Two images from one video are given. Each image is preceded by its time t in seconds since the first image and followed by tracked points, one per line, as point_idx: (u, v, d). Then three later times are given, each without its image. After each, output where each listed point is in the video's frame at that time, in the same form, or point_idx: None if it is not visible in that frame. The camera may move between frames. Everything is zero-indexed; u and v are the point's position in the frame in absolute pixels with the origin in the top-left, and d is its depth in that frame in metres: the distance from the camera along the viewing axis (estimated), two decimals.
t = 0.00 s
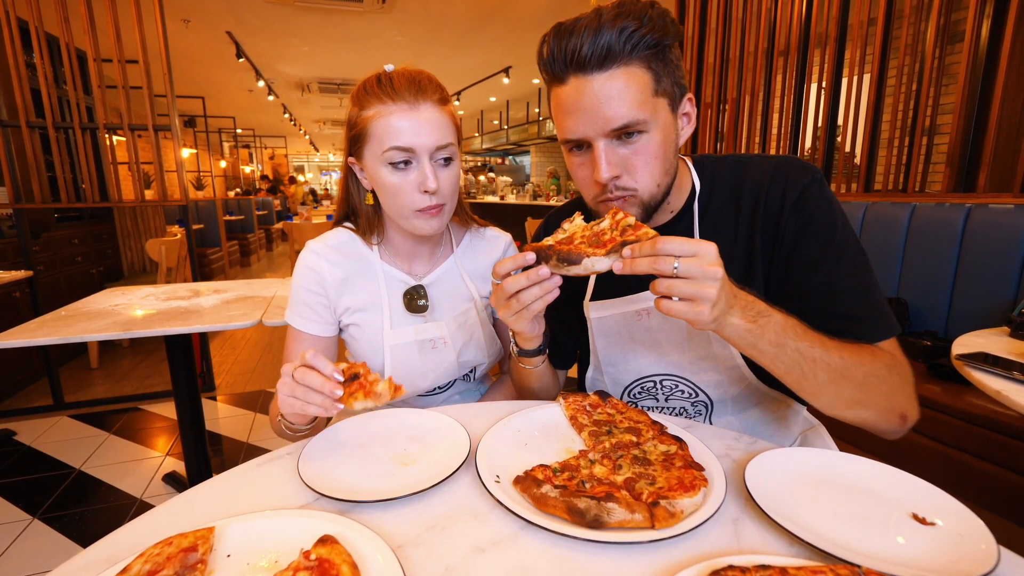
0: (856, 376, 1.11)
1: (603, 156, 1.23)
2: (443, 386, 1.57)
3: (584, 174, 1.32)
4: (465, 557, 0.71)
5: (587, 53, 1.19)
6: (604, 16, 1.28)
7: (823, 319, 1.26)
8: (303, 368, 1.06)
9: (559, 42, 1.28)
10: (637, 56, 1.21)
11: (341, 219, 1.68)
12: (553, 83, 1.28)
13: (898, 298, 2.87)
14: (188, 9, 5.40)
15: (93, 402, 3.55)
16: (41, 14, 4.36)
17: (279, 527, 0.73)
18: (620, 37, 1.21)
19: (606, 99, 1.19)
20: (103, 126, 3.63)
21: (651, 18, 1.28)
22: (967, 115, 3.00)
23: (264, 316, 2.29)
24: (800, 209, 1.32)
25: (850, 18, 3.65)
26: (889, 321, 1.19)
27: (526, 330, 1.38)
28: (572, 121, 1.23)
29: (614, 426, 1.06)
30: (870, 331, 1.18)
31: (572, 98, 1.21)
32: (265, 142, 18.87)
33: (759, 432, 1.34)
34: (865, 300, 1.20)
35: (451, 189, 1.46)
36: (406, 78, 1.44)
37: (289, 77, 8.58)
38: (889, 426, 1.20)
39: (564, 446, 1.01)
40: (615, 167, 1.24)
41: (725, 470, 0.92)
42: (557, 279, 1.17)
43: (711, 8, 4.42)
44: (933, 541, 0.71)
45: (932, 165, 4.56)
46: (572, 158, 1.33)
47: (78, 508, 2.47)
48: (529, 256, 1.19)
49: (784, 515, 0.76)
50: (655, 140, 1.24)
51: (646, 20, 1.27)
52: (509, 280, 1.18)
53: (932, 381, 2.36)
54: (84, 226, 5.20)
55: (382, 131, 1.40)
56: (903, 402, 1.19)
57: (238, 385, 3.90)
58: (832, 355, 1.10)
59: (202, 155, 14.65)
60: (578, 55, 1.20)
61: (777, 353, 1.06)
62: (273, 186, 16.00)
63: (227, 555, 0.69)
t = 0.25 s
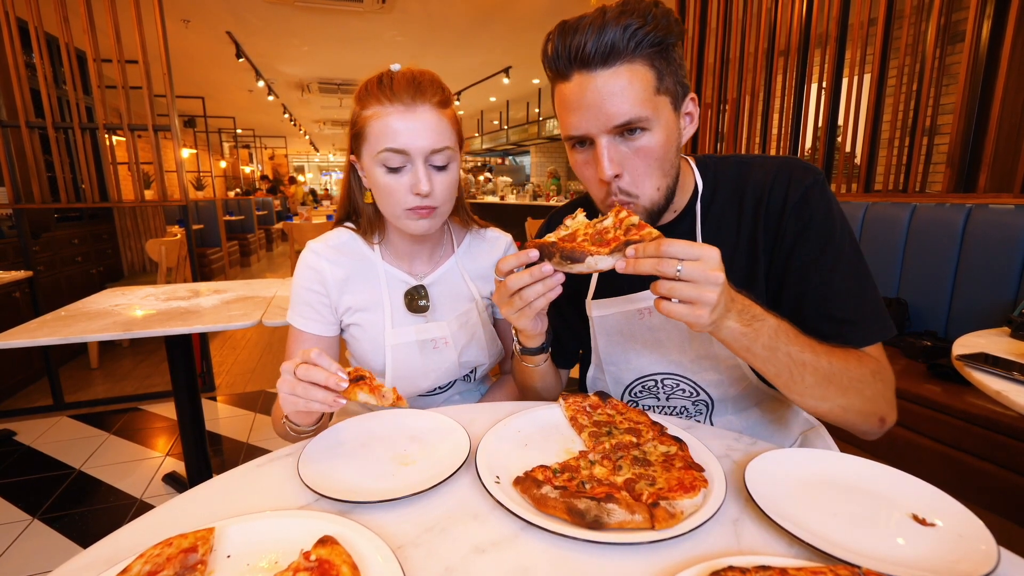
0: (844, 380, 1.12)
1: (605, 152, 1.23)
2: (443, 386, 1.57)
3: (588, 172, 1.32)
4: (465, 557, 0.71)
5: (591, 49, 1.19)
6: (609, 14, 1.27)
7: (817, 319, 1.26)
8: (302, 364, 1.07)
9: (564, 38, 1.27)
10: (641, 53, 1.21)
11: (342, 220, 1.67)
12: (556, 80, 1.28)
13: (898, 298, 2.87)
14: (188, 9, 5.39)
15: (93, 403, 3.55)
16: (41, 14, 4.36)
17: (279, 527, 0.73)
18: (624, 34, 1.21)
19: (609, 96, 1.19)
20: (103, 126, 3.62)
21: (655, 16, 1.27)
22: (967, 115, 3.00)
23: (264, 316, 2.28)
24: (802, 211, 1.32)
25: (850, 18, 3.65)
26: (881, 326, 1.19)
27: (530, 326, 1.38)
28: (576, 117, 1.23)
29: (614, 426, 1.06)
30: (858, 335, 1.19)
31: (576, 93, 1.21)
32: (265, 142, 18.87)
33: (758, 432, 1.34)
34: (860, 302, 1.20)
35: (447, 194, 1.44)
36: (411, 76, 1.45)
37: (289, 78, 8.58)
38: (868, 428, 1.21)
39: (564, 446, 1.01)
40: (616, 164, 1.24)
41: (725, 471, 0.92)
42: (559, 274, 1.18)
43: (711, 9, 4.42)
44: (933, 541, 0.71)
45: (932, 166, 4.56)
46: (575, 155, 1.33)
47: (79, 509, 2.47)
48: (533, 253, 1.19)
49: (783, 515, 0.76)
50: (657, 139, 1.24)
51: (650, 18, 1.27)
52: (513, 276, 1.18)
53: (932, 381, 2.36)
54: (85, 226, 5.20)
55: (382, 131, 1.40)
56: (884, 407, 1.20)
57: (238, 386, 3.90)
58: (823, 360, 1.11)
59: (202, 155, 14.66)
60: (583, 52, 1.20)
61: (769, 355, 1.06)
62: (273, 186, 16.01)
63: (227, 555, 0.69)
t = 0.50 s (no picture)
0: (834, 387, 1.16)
1: (620, 147, 1.24)
2: (450, 393, 1.56)
3: (601, 167, 1.32)
4: (465, 557, 0.71)
5: (609, 47, 1.19)
6: (626, 13, 1.27)
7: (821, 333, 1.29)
8: (358, 214, 1.11)
9: (582, 36, 1.27)
10: (656, 52, 1.22)
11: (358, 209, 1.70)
12: (573, 77, 1.28)
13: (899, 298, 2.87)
14: (187, 9, 5.39)
15: (93, 402, 3.55)
16: (40, 14, 4.36)
17: (279, 527, 0.73)
18: (640, 33, 1.21)
19: (625, 93, 1.19)
20: (103, 126, 3.62)
21: (671, 15, 1.27)
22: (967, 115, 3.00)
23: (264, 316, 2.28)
24: (817, 223, 1.33)
25: (850, 18, 3.64)
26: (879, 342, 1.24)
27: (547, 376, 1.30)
28: (592, 114, 1.24)
29: (614, 426, 1.06)
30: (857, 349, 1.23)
31: (592, 90, 1.22)
32: (265, 142, 18.87)
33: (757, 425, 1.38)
34: (861, 322, 1.25)
35: (448, 171, 1.46)
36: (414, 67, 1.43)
37: (289, 78, 8.58)
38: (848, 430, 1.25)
39: (563, 446, 1.01)
40: (630, 158, 1.24)
41: (725, 470, 0.92)
42: (562, 342, 1.20)
43: (712, 8, 4.42)
44: (933, 541, 0.71)
45: (932, 166, 4.56)
46: (589, 150, 1.33)
47: (78, 509, 2.47)
48: (532, 314, 1.21)
49: (783, 515, 0.76)
50: (669, 135, 1.25)
51: (666, 16, 1.27)
52: (509, 334, 1.20)
53: (932, 381, 2.36)
54: (84, 226, 5.20)
55: (387, 121, 1.39)
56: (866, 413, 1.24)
57: (238, 386, 3.90)
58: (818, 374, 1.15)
59: (202, 155, 14.66)
60: (599, 51, 1.20)
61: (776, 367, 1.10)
62: (273, 186, 16.01)
63: (227, 555, 0.69)
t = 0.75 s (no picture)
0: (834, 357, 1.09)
1: (632, 135, 1.23)
2: (450, 392, 1.57)
3: (610, 157, 1.32)
4: (465, 556, 0.71)
5: (622, 38, 1.19)
6: (636, 6, 1.27)
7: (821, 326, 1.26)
8: (358, 205, 1.12)
9: (592, 28, 1.25)
10: (667, 42, 1.23)
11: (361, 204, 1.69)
12: (583, 66, 1.28)
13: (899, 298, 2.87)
14: (188, 9, 5.39)
15: (93, 402, 3.55)
16: (41, 14, 4.36)
17: (279, 527, 0.73)
18: (655, 23, 1.22)
19: (637, 80, 1.20)
20: (103, 126, 3.62)
21: (678, 8, 1.28)
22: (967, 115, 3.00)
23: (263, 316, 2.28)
24: (812, 216, 1.33)
25: (850, 18, 3.64)
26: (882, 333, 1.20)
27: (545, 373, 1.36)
28: (604, 101, 1.23)
29: (614, 426, 1.06)
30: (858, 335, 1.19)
31: (603, 79, 1.22)
32: (265, 142, 18.87)
33: (758, 424, 1.38)
34: (864, 313, 1.21)
35: (445, 171, 1.47)
36: (410, 67, 1.43)
37: (289, 78, 8.58)
38: (847, 423, 1.20)
39: (563, 446, 1.01)
40: (642, 146, 1.24)
41: (725, 470, 0.92)
42: (556, 346, 1.19)
43: (711, 8, 4.41)
44: (933, 541, 0.71)
45: (932, 165, 4.56)
46: (597, 140, 1.32)
47: (78, 509, 2.47)
48: (526, 318, 1.23)
49: (783, 515, 0.76)
50: (681, 122, 1.25)
51: (674, 7, 1.28)
52: (503, 337, 1.22)
53: (932, 381, 2.36)
54: (85, 226, 5.20)
55: (387, 121, 1.39)
56: (864, 401, 1.18)
57: (238, 386, 3.89)
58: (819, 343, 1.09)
59: (202, 155, 14.66)
60: (611, 39, 1.20)
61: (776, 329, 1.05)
62: (273, 186, 16.01)
63: (227, 555, 0.69)
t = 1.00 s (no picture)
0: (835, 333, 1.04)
1: (640, 117, 1.24)
2: (450, 392, 1.57)
3: (615, 144, 1.30)
4: (465, 556, 0.71)
5: (630, 26, 1.22)
6: None
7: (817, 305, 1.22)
8: (359, 208, 1.12)
9: (599, 18, 1.26)
10: (673, 33, 1.26)
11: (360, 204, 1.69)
12: (591, 54, 1.28)
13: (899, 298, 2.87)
14: (188, 10, 5.40)
15: (93, 402, 3.55)
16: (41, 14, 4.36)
17: (279, 527, 0.73)
18: (666, 15, 1.25)
19: (646, 64, 1.21)
20: (103, 126, 3.62)
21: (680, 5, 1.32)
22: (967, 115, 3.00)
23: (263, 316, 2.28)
24: (801, 206, 1.32)
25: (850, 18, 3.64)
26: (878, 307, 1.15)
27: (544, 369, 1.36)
28: (610, 85, 1.24)
29: (614, 426, 1.06)
30: (852, 308, 1.14)
31: (611, 63, 1.23)
32: (265, 142, 18.86)
33: (757, 424, 1.37)
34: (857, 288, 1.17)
35: (447, 172, 1.47)
36: (412, 67, 1.43)
37: (289, 78, 8.58)
38: (855, 401, 1.08)
39: (563, 446, 1.01)
40: (650, 128, 1.24)
41: (725, 470, 0.92)
42: (555, 343, 1.19)
43: (711, 8, 4.41)
44: (933, 541, 0.71)
45: (932, 166, 4.56)
46: (601, 129, 1.31)
47: (78, 508, 2.47)
48: (525, 317, 1.22)
49: (783, 516, 0.76)
50: (685, 109, 1.26)
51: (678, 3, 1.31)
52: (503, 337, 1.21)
53: (932, 381, 2.36)
54: (84, 226, 5.20)
55: (386, 116, 1.39)
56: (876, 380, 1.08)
57: (238, 385, 3.90)
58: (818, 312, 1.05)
59: (202, 155, 14.67)
60: (617, 26, 1.23)
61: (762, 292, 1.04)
62: (274, 186, 16.02)
63: (227, 555, 0.69)
